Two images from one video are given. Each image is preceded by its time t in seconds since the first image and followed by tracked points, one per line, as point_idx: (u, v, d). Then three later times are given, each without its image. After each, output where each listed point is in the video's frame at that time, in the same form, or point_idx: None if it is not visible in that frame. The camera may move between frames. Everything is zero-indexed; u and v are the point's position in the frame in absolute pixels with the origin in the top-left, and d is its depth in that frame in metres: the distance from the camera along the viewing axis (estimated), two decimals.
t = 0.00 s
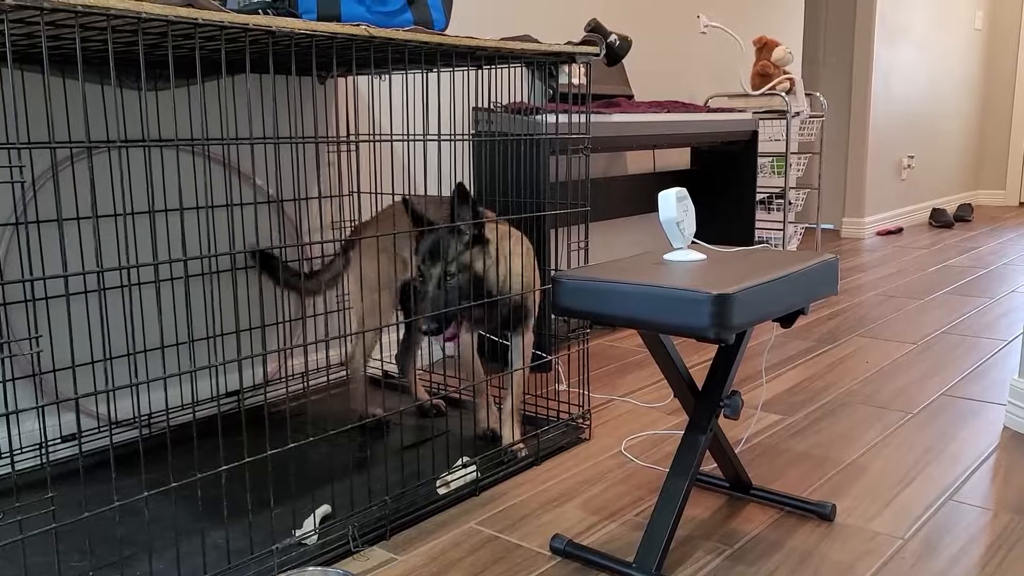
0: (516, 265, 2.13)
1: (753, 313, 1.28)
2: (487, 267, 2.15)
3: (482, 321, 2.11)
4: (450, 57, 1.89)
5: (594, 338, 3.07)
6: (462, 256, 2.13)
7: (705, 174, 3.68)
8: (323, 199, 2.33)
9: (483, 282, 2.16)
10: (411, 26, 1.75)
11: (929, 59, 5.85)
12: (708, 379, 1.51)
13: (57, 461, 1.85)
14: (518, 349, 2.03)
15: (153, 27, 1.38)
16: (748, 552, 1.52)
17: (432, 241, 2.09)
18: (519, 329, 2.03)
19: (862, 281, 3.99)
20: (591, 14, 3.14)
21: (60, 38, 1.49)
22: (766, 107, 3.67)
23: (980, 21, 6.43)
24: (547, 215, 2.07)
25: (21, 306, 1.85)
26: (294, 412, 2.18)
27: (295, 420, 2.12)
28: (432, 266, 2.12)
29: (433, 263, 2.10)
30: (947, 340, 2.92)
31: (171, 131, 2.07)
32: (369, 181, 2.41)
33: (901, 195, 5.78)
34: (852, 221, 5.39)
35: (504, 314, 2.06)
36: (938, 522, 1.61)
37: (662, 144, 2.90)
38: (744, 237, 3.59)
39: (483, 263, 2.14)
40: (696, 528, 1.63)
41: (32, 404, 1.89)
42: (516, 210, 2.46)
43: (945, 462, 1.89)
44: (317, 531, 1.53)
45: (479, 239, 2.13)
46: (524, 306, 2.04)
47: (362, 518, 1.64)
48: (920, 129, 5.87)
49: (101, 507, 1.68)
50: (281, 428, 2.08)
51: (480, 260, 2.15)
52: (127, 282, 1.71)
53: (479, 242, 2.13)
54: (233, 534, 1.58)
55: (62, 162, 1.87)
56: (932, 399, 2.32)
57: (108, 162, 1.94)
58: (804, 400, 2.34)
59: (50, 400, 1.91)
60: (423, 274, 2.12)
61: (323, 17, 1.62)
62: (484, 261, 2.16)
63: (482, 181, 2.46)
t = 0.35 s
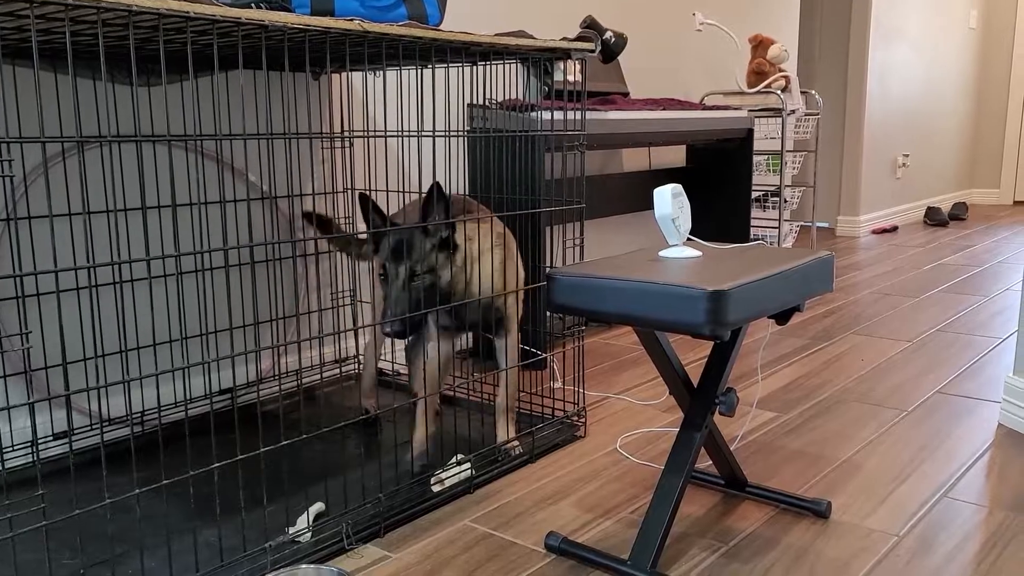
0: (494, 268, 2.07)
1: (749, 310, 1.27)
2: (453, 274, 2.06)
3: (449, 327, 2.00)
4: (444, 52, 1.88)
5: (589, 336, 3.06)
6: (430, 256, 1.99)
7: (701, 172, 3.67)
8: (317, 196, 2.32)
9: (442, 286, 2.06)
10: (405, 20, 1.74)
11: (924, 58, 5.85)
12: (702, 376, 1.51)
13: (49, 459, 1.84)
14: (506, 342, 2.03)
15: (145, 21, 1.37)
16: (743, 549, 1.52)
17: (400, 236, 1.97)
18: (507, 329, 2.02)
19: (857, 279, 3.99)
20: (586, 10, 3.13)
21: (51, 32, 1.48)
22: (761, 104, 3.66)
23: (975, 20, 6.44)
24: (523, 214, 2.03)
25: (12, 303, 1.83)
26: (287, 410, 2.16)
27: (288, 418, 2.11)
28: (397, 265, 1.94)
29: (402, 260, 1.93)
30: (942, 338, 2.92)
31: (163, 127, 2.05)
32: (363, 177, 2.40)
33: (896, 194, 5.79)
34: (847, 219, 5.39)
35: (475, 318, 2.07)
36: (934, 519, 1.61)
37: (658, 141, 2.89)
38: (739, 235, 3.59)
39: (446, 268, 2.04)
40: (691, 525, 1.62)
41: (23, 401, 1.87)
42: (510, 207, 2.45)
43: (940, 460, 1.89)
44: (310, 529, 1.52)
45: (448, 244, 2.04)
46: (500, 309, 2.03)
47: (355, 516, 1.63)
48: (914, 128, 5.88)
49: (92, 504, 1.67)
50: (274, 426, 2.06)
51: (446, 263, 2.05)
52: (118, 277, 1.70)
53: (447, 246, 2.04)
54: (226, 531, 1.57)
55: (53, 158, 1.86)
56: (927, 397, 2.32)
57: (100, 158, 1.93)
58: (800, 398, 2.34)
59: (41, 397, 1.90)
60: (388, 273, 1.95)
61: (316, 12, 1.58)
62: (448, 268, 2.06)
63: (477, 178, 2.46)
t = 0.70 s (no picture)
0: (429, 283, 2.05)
1: (744, 311, 1.27)
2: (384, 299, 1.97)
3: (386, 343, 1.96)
4: (439, 53, 1.88)
5: (585, 337, 3.06)
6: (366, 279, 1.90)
7: (697, 173, 3.68)
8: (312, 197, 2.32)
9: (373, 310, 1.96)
10: (400, 21, 1.74)
11: (919, 58, 5.86)
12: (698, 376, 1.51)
13: (43, 460, 1.83)
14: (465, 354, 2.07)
15: (140, 21, 1.37)
16: (738, 550, 1.52)
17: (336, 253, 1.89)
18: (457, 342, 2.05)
19: (853, 279, 3.99)
20: (581, 11, 3.13)
21: (46, 33, 1.47)
22: (757, 105, 3.67)
23: (970, 20, 6.46)
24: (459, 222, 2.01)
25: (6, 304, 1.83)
26: (282, 412, 2.16)
27: (284, 420, 2.11)
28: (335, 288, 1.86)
29: (341, 283, 1.84)
30: (937, 339, 2.93)
31: (158, 127, 2.05)
32: (359, 178, 2.40)
33: (891, 194, 5.80)
34: (843, 219, 5.40)
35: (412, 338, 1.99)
36: (928, 519, 1.61)
37: (653, 142, 2.89)
38: (735, 236, 3.59)
39: (380, 290, 1.95)
40: (686, 526, 1.62)
41: (18, 402, 1.87)
42: (505, 208, 2.45)
43: (935, 460, 1.89)
44: (305, 530, 1.52)
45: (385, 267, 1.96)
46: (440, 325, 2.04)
47: (351, 517, 1.63)
48: (910, 128, 5.89)
49: (87, 506, 1.67)
50: (269, 427, 2.06)
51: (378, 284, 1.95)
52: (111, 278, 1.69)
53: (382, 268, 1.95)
54: (220, 533, 1.57)
55: (47, 159, 1.85)
56: (922, 397, 2.32)
57: (94, 159, 1.93)
58: (795, 398, 2.34)
59: (35, 399, 1.90)
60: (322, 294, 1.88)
61: (311, 12, 1.59)
62: (383, 290, 1.97)
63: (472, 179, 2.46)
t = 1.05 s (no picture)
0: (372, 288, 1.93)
1: (740, 309, 1.28)
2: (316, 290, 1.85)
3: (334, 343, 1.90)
4: (435, 51, 1.87)
5: (581, 335, 3.06)
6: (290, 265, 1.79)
7: (693, 171, 3.68)
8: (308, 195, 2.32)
9: (301, 299, 1.83)
10: (396, 18, 1.73)
11: (915, 57, 5.87)
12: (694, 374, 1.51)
13: (39, 458, 1.83)
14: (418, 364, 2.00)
15: (134, 18, 1.36)
16: (734, 547, 1.52)
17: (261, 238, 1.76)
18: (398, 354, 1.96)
19: (850, 277, 4.00)
20: (577, 9, 3.13)
21: (41, 30, 1.47)
22: (753, 104, 3.67)
23: (965, 19, 6.47)
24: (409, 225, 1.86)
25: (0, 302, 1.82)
26: (278, 410, 2.16)
27: (280, 417, 2.11)
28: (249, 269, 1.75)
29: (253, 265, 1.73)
30: (933, 337, 2.93)
31: (154, 125, 2.04)
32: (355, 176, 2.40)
33: (887, 193, 5.81)
34: (839, 218, 5.41)
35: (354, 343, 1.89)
36: (923, 517, 1.61)
37: (650, 141, 2.90)
38: (731, 235, 3.60)
39: (310, 279, 1.83)
40: (683, 523, 1.62)
41: (13, 401, 1.87)
42: (501, 206, 2.45)
43: (931, 458, 1.89)
44: (302, 528, 1.52)
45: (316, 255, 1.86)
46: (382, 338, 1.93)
47: (347, 515, 1.62)
48: (906, 127, 5.90)
49: (83, 504, 1.66)
50: (265, 425, 2.06)
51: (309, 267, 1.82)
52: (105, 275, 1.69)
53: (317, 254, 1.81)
54: (215, 531, 1.57)
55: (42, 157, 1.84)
56: (917, 395, 2.33)
57: (89, 157, 1.92)
58: (791, 396, 2.35)
59: (30, 397, 1.89)
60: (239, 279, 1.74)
61: (306, 9, 1.58)
62: (317, 282, 1.86)
63: (468, 176, 2.45)
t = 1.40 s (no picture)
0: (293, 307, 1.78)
1: (736, 308, 1.28)
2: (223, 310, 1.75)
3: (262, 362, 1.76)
4: (432, 51, 1.87)
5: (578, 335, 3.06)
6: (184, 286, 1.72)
7: (689, 171, 3.69)
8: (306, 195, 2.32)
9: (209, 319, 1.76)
10: (392, 19, 1.73)
11: (911, 58, 5.89)
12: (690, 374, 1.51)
13: (34, 458, 1.83)
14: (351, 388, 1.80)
15: (131, 18, 1.36)
16: (730, 547, 1.53)
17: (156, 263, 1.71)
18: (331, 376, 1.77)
19: (846, 278, 4.01)
20: (574, 9, 3.13)
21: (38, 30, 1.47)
22: (750, 104, 3.68)
23: (962, 20, 6.48)
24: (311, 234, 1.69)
25: None
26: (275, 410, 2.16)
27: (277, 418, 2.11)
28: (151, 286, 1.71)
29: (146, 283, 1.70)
30: (928, 337, 2.94)
31: (150, 125, 2.04)
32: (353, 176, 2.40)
33: (883, 193, 5.82)
34: (836, 218, 5.41)
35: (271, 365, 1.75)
36: (919, 516, 1.62)
37: (647, 141, 2.90)
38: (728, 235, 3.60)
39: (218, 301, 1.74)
40: (679, 523, 1.63)
41: (9, 400, 1.87)
42: (498, 206, 2.45)
43: (926, 457, 1.90)
44: (298, 528, 1.52)
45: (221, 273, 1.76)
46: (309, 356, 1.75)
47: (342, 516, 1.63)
48: (902, 127, 5.91)
49: (79, 504, 1.66)
50: (262, 425, 2.06)
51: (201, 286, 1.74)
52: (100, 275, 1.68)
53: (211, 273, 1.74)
54: (211, 530, 1.57)
55: (38, 156, 1.84)
56: (913, 395, 2.33)
57: (85, 157, 1.92)
58: (786, 396, 2.35)
59: (27, 397, 1.89)
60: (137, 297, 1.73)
61: (303, 9, 1.58)
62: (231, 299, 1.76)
63: (465, 176, 2.45)
